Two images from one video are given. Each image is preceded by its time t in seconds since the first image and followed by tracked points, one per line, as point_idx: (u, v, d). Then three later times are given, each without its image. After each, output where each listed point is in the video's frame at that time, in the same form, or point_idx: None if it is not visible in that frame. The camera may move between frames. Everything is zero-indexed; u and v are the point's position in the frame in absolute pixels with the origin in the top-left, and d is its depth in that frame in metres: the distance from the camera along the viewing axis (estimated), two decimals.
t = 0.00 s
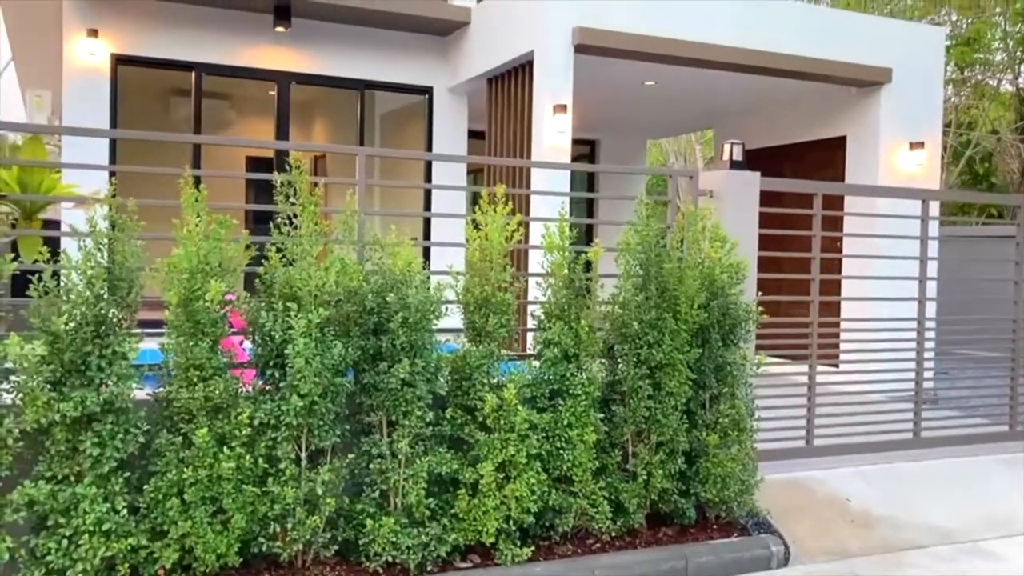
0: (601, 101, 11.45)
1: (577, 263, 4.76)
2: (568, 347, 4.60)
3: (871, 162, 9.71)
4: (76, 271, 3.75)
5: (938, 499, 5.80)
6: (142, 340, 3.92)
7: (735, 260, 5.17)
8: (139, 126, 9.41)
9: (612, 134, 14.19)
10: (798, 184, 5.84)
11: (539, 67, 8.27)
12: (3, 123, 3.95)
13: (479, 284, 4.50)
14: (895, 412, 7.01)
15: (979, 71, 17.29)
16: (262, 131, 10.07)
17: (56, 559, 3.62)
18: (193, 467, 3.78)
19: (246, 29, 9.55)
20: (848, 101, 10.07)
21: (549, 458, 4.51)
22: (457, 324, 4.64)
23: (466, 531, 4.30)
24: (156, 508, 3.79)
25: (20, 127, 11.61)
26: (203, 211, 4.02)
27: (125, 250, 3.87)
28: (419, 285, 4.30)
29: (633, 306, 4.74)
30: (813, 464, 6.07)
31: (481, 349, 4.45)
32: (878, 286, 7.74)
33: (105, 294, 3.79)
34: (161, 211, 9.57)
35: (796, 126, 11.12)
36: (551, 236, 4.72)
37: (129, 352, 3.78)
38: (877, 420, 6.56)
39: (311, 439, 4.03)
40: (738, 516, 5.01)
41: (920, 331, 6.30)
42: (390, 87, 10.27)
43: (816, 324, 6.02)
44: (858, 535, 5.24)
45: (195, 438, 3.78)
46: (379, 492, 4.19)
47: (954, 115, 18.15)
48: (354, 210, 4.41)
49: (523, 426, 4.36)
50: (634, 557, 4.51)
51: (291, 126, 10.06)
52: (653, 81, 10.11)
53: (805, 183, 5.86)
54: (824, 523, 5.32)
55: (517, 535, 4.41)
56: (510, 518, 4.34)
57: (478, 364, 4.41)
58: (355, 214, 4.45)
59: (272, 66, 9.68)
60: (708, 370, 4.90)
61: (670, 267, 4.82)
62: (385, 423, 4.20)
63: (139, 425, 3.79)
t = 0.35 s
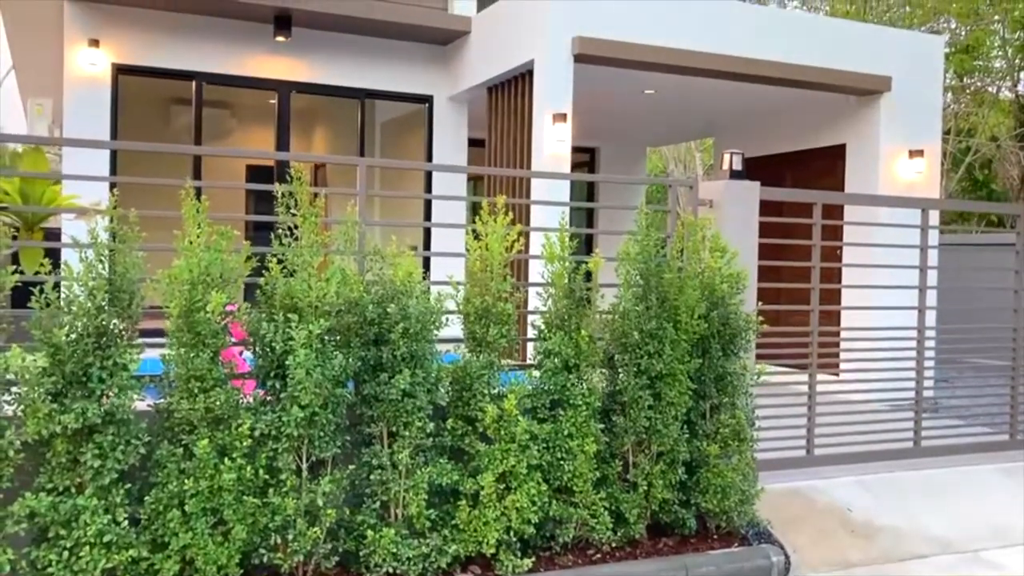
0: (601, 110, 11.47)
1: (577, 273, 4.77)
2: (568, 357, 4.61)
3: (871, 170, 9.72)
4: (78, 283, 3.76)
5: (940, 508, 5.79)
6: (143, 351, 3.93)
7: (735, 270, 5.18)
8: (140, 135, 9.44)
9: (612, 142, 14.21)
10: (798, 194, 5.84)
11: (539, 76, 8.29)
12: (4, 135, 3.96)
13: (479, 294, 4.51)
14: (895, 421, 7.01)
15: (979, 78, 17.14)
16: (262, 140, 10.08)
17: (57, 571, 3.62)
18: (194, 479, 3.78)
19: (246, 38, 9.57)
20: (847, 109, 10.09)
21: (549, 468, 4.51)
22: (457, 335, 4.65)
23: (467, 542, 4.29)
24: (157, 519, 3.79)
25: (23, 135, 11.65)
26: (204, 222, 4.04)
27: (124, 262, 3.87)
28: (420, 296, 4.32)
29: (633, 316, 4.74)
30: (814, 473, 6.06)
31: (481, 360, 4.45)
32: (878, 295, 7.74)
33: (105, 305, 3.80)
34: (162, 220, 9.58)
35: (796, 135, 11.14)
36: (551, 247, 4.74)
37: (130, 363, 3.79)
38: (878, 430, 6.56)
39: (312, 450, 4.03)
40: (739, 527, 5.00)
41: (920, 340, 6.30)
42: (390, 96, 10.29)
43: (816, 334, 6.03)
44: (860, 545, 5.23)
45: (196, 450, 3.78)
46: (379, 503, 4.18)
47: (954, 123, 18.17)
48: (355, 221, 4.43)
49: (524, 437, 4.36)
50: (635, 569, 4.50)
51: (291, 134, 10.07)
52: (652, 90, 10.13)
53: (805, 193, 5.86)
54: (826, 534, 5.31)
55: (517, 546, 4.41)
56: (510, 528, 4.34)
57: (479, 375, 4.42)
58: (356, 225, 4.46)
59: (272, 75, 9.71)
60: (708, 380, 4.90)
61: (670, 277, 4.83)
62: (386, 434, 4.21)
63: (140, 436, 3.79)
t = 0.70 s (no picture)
0: (600, 119, 11.50)
1: (577, 285, 4.78)
2: (569, 368, 4.62)
3: (870, 179, 9.73)
4: (81, 296, 3.78)
5: (941, 519, 5.78)
6: (145, 364, 3.94)
7: (736, 281, 5.19)
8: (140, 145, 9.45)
9: (612, 151, 14.24)
10: (798, 205, 5.85)
11: (539, 86, 8.31)
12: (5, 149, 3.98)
13: (480, 307, 4.52)
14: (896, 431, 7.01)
15: (977, 86, 17.13)
16: (262, 150, 10.10)
17: None
18: (195, 492, 3.78)
19: (246, 49, 9.59)
20: (846, 118, 10.11)
21: (550, 480, 4.52)
22: (459, 347, 4.66)
23: (468, 554, 4.29)
24: (159, 533, 3.79)
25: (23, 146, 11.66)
26: (205, 235, 4.06)
27: (127, 276, 3.88)
28: (421, 308, 4.33)
29: (634, 328, 4.75)
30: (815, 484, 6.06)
31: (482, 372, 4.46)
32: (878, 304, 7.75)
33: (107, 319, 3.80)
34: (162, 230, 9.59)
35: (795, 144, 11.17)
36: (553, 259, 4.75)
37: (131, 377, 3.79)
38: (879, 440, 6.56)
39: (313, 463, 4.04)
40: (740, 538, 5.00)
41: (920, 351, 6.31)
42: (390, 106, 10.32)
43: (817, 344, 6.03)
44: (861, 556, 5.22)
45: (197, 463, 3.78)
46: (381, 516, 4.18)
47: (952, 131, 18.21)
48: (356, 233, 4.44)
49: (524, 449, 4.37)
50: None
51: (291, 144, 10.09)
52: (652, 100, 10.15)
53: (805, 204, 5.87)
54: (827, 544, 5.30)
55: (519, 558, 4.40)
56: (512, 541, 4.33)
57: (480, 388, 4.43)
58: (358, 238, 4.47)
59: (272, 86, 9.73)
60: (708, 392, 4.91)
61: (671, 288, 4.84)
62: (387, 446, 4.21)
63: (142, 449, 3.79)
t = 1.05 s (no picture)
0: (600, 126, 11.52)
1: (578, 293, 4.79)
2: (570, 377, 4.62)
3: (869, 186, 9.75)
4: (84, 307, 3.79)
5: (941, 527, 5.79)
6: (147, 373, 3.96)
7: (736, 289, 5.20)
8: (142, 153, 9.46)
9: (612, 157, 14.26)
10: (798, 212, 5.86)
11: (539, 94, 8.33)
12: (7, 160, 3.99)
13: (481, 316, 4.53)
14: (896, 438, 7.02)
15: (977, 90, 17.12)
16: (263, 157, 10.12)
17: None
18: (197, 502, 3.79)
19: (245, 57, 9.62)
20: (845, 125, 10.13)
21: (551, 488, 4.52)
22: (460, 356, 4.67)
23: (469, 563, 4.29)
24: (161, 543, 3.80)
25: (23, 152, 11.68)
26: (207, 245, 4.07)
27: (129, 286, 3.89)
28: (422, 318, 4.34)
29: (634, 337, 4.76)
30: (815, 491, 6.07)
31: (483, 382, 4.47)
32: (877, 311, 7.76)
33: (110, 329, 3.81)
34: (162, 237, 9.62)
35: (794, 150, 11.19)
36: (553, 268, 4.76)
37: (134, 388, 3.80)
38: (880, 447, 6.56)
39: (314, 473, 4.05)
40: (741, 545, 5.00)
41: (921, 357, 6.31)
42: (391, 114, 10.35)
43: (817, 351, 6.04)
44: (861, 563, 5.23)
45: (200, 473, 3.79)
46: (382, 526, 4.18)
47: (952, 135, 18.24)
48: (358, 243, 4.45)
49: (525, 458, 4.37)
50: None
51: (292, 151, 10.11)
52: (652, 106, 10.17)
53: (804, 212, 5.87)
54: (827, 552, 5.32)
55: (520, 567, 4.41)
56: (513, 549, 4.34)
57: (481, 397, 4.44)
58: (359, 247, 4.48)
59: (272, 94, 9.75)
60: (709, 400, 4.92)
61: (671, 297, 4.85)
62: (388, 456, 4.22)
63: (145, 459, 3.80)
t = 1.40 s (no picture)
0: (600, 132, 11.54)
1: (579, 302, 4.80)
2: (572, 385, 4.63)
3: (869, 190, 9.76)
4: (86, 318, 3.80)
5: (942, 532, 5.79)
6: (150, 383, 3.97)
7: (737, 296, 5.21)
8: (143, 161, 9.48)
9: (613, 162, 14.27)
10: (798, 219, 5.87)
11: (539, 101, 8.35)
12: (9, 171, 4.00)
13: (483, 324, 4.54)
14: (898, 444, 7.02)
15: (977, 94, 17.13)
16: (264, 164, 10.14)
17: None
18: (200, 512, 3.80)
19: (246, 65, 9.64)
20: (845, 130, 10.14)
21: (553, 497, 4.53)
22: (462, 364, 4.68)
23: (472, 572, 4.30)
24: (164, 552, 3.81)
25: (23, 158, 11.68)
26: (209, 256, 4.08)
27: (131, 296, 3.90)
28: (424, 327, 4.35)
29: (636, 345, 4.77)
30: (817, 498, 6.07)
31: (485, 390, 4.48)
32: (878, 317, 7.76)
33: (112, 340, 3.82)
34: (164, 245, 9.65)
35: (795, 155, 11.20)
36: (555, 276, 4.78)
37: (136, 398, 3.81)
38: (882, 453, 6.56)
39: (317, 482, 4.06)
40: (743, 552, 5.01)
41: (922, 363, 6.32)
42: (392, 120, 10.36)
43: (818, 357, 6.04)
44: (862, 568, 5.24)
45: (203, 482, 3.80)
46: (385, 535, 4.19)
47: (952, 139, 18.27)
48: (359, 251, 4.46)
49: (527, 466, 4.38)
50: None
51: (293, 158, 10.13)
52: (652, 112, 10.18)
53: (805, 218, 5.88)
54: (829, 557, 5.32)
55: None
56: (516, 558, 4.34)
57: (482, 405, 4.45)
58: (361, 256, 4.50)
59: (272, 101, 9.77)
60: (710, 407, 4.93)
61: (672, 305, 4.87)
62: (390, 464, 4.23)
63: (147, 469, 3.81)
